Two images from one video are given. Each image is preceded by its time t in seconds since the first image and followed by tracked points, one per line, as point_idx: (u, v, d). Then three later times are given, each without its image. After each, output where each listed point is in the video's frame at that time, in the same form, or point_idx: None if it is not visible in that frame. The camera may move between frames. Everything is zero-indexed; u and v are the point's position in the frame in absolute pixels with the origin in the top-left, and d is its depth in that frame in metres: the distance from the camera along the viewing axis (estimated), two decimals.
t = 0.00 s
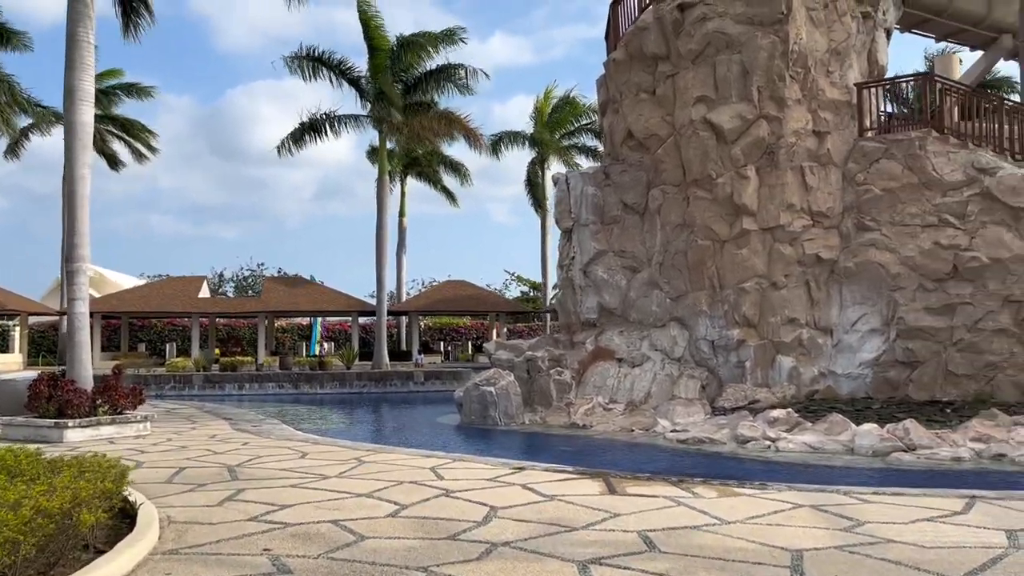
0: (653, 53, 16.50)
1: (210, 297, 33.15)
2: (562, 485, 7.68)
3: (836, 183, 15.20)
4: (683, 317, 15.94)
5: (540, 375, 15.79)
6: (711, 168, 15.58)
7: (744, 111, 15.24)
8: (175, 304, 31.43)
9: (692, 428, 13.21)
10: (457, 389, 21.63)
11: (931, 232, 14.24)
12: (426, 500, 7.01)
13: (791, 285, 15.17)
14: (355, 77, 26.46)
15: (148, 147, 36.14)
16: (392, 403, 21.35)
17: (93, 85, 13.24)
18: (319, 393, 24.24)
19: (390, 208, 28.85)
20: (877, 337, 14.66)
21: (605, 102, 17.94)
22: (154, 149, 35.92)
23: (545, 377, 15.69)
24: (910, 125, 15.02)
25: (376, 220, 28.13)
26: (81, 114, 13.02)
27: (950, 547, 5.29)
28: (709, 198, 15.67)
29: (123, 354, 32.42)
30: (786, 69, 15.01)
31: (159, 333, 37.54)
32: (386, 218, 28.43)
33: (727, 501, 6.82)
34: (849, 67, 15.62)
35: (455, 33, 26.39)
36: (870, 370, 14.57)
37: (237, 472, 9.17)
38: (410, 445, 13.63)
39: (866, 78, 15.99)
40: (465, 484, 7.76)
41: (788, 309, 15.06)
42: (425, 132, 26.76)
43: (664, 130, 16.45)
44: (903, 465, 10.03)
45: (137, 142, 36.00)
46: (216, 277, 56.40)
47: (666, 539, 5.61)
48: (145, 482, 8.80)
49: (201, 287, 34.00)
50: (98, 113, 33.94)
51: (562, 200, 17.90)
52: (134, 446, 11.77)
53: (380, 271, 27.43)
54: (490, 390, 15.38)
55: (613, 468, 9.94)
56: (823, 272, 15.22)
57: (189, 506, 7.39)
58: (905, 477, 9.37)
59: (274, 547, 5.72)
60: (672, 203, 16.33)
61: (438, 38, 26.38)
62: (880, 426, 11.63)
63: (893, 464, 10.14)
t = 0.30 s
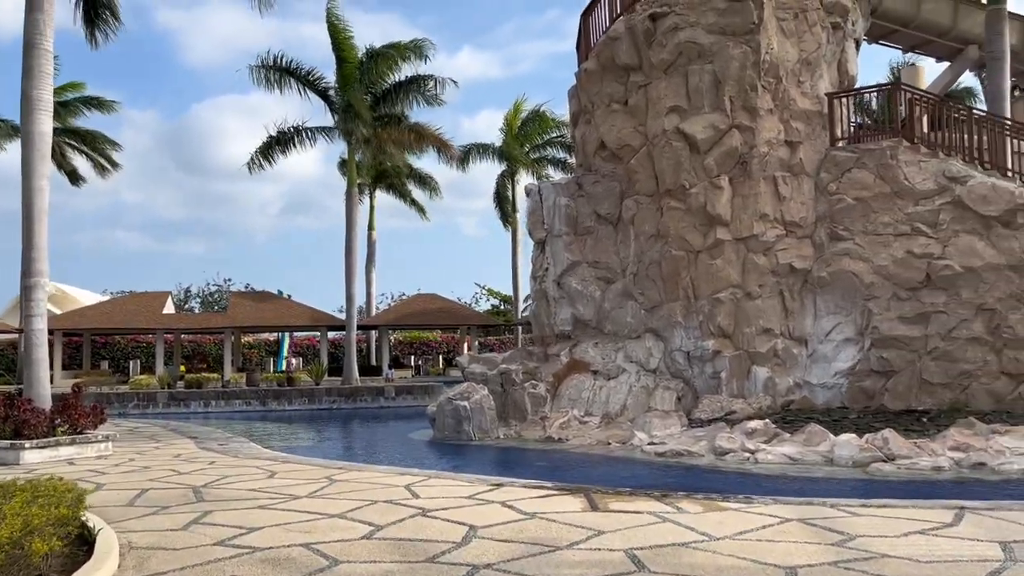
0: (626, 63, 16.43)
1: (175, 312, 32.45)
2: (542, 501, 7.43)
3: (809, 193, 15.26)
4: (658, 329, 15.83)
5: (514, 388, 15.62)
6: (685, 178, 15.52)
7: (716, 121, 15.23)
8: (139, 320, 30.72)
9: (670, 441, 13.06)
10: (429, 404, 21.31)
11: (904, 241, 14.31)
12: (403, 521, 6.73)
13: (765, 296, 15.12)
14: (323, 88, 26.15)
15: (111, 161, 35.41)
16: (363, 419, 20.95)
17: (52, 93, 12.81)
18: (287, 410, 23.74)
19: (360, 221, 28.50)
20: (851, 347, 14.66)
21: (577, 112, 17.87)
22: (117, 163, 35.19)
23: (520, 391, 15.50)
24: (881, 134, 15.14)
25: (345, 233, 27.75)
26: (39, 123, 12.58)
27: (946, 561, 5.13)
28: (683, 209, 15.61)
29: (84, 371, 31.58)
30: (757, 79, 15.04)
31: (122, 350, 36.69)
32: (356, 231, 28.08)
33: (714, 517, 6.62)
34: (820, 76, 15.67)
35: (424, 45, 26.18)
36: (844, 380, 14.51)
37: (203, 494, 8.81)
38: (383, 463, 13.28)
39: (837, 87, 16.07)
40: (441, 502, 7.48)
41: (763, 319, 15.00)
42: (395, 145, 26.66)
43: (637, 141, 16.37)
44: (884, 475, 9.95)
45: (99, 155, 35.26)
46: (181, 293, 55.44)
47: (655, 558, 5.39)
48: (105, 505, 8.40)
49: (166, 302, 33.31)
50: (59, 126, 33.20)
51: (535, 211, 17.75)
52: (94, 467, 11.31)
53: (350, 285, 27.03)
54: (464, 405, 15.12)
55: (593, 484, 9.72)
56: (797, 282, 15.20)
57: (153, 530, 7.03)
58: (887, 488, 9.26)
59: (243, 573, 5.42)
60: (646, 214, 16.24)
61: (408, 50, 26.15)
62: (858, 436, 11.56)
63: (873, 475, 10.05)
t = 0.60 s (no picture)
0: (603, 76, 16.33)
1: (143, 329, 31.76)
2: (526, 525, 7.18)
3: (786, 207, 15.28)
4: (636, 343, 15.66)
5: (491, 405, 15.37)
6: (662, 192, 15.42)
7: (693, 134, 15.16)
8: (105, 337, 29.99)
9: (650, 458, 12.85)
10: (404, 421, 20.94)
11: (881, 255, 14.34)
12: (381, 547, 6.42)
13: (744, 310, 15.03)
14: (295, 102, 25.79)
15: (78, 176, 34.65)
16: (335, 437, 20.52)
17: (13, 103, 12.36)
18: (257, 428, 23.22)
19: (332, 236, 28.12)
20: (830, 361, 14.60)
21: (554, 125, 17.74)
22: (83, 178, 34.44)
23: (497, 408, 15.24)
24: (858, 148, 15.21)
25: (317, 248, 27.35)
26: None
27: None
28: (661, 223, 15.50)
29: (48, 390, 30.74)
30: (735, 93, 15.01)
31: (88, 368, 35.82)
32: (328, 247, 27.68)
33: (704, 539, 6.39)
34: (796, 90, 15.69)
35: (398, 59, 25.96)
36: (824, 395, 14.49)
37: (171, 519, 8.42)
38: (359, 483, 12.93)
39: (813, 101, 16.11)
40: (421, 527, 7.18)
41: (742, 333, 14.91)
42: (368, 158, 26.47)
43: (615, 154, 16.25)
44: (869, 493, 9.82)
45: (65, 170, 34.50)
46: (150, 309, 54.48)
47: None
48: (66, 533, 7.99)
49: (134, 319, 32.59)
50: (24, 140, 32.45)
51: (511, 224, 17.48)
52: (57, 492, 10.84)
53: (322, 301, 26.59)
54: (440, 422, 14.83)
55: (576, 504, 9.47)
56: (776, 296, 15.15)
57: (116, 560, 6.66)
58: (874, 506, 9.12)
59: None
60: (624, 227, 16.12)
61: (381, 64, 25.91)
62: (841, 452, 11.45)
63: (859, 492, 9.93)
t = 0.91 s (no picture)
0: (582, 88, 16.21)
1: (112, 343, 31.06)
2: (510, 546, 6.94)
3: (767, 220, 15.24)
4: (616, 357, 15.48)
5: (469, 420, 15.10)
6: (642, 205, 15.31)
7: (673, 147, 15.07)
8: (74, 351, 29.29)
9: (632, 474, 12.64)
10: (379, 436, 20.59)
11: (862, 268, 14.36)
12: (359, 571, 6.13)
13: (724, 323, 14.92)
14: (270, 112, 25.45)
15: (47, 188, 33.92)
16: (309, 453, 20.11)
17: None
18: (229, 444, 22.72)
19: (307, 248, 27.75)
20: (811, 376, 14.52)
21: (533, 137, 17.60)
22: (51, 190, 33.74)
23: (476, 423, 14.99)
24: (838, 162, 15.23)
25: (291, 261, 26.95)
26: None
27: None
28: (641, 236, 15.38)
29: (13, 405, 29.92)
30: (715, 105, 14.96)
31: (56, 382, 34.96)
32: (303, 259, 27.29)
33: (694, 561, 6.18)
34: (776, 103, 15.70)
35: (374, 68, 25.68)
36: (805, 410, 14.36)
37: (137, 543, 8.04)
38: (335, 501, 12.58)
39: (792, 115, 16.13)
40: (400, 549, 6.91)
41: (722, 347, 14.80)
42: (345, 169, 26.15)
43: (594, 166, 16.11)
44: (855, 510, 9.72)
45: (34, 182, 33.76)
46: (121, 322, 53.51)
47: None
48: (25, 557, 7.59)
49: (103, 332, 31.88)
50: None
51: (489, 237, 17.26)
52: (18, 512, 10.39)
53: (296, 314, 26.18)
54: (417, 438, 14.55)
55: (559, 523, 9.23)
56: (756, 309, 15.07)
57: None
58: (861, 524, 9.00)
59: None
60: (604, 240, 15.98)
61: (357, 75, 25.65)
62: (825, 468, 11.34)
63: (845, 509, 9.84)
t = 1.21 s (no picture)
0: (569, 96, 16.04)
1: (87, 352, 30.43)
2: (498, 564, 6.68)
3: (754, 231, 15.14)
4: (602, 368, 15.25)
5: (452, 432, 14.81)
6: (629, 215, 15.14)
7: (661, 156, 14.90)
8: (48, 359, 28.69)
9: (619, 487, 12.44)
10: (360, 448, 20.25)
11: (849, 281, 14.32)
12: None
13: (711, 335, 14.80)
14: (251, 119, 25.12)
15: (22, 194, 33.27)
16: (287, 465, 19.72)
17: None
18: (206, 455, 22.26)
19: (287, 256, 27.37)
20: (799, 389, 14.38)
21: (518, 146, 17.40)
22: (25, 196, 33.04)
23: (458, 435, 14.74)
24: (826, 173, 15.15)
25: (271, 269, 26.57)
26: None
27: None
28: (627, 246, 15.22)
29: None
30: (702, 115, 14.86)
31: (29, 392, 34.22)
32: (283, 267, 26.89)
33: None
34: (764, 113, 15.63)
35: (355, 73, 25.32)
36: (792, 423, 14.24)
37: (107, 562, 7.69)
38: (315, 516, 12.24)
39: (779, 125, 16.09)
40: (384, 568, 6.63)
41: (709, 359, 14.66)
42: (328, 175, 25.72)
43: (581, 175, 15.92)
44: (846, 526, 9.61)
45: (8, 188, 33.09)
46: (96, 331, 52.62)
47: None
48: None
49: (78, 340, 31.27)
50: None
51: (473, 246, 17.05)
52: None
53: (276, 323, 25.78)
54: (399, 451, 14.30)
55: (546, 540, 8.99)
56: (743, 321, 14.98)
57: None
58: (854, 540, 8.86)
59: None
60: (589, 250, 15.79)
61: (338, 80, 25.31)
62: (815, 482, 11.22)
63: (836, 525, 9.74)
